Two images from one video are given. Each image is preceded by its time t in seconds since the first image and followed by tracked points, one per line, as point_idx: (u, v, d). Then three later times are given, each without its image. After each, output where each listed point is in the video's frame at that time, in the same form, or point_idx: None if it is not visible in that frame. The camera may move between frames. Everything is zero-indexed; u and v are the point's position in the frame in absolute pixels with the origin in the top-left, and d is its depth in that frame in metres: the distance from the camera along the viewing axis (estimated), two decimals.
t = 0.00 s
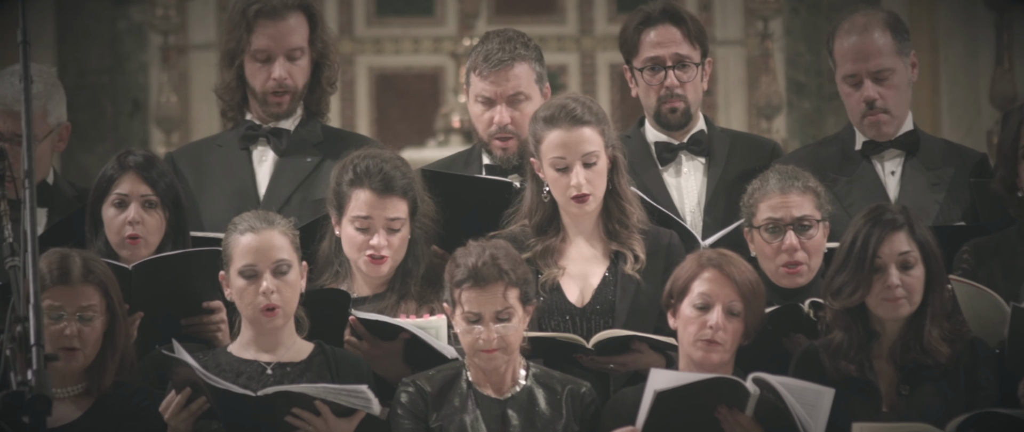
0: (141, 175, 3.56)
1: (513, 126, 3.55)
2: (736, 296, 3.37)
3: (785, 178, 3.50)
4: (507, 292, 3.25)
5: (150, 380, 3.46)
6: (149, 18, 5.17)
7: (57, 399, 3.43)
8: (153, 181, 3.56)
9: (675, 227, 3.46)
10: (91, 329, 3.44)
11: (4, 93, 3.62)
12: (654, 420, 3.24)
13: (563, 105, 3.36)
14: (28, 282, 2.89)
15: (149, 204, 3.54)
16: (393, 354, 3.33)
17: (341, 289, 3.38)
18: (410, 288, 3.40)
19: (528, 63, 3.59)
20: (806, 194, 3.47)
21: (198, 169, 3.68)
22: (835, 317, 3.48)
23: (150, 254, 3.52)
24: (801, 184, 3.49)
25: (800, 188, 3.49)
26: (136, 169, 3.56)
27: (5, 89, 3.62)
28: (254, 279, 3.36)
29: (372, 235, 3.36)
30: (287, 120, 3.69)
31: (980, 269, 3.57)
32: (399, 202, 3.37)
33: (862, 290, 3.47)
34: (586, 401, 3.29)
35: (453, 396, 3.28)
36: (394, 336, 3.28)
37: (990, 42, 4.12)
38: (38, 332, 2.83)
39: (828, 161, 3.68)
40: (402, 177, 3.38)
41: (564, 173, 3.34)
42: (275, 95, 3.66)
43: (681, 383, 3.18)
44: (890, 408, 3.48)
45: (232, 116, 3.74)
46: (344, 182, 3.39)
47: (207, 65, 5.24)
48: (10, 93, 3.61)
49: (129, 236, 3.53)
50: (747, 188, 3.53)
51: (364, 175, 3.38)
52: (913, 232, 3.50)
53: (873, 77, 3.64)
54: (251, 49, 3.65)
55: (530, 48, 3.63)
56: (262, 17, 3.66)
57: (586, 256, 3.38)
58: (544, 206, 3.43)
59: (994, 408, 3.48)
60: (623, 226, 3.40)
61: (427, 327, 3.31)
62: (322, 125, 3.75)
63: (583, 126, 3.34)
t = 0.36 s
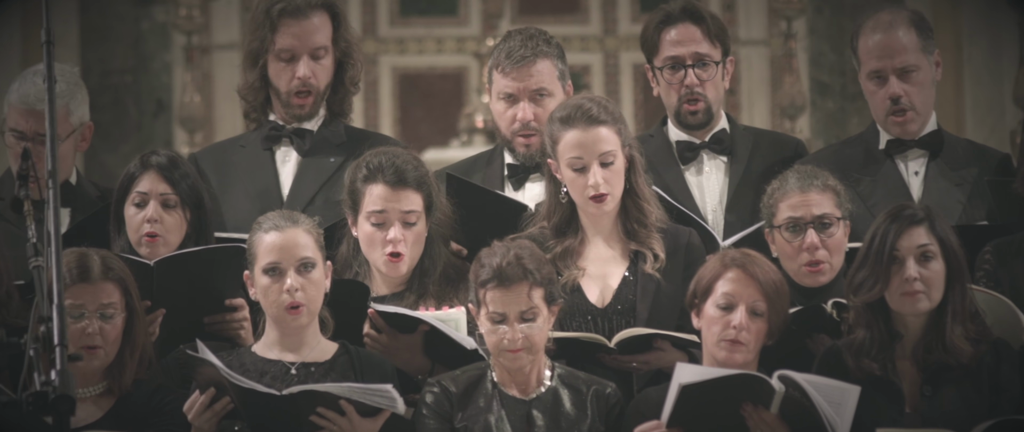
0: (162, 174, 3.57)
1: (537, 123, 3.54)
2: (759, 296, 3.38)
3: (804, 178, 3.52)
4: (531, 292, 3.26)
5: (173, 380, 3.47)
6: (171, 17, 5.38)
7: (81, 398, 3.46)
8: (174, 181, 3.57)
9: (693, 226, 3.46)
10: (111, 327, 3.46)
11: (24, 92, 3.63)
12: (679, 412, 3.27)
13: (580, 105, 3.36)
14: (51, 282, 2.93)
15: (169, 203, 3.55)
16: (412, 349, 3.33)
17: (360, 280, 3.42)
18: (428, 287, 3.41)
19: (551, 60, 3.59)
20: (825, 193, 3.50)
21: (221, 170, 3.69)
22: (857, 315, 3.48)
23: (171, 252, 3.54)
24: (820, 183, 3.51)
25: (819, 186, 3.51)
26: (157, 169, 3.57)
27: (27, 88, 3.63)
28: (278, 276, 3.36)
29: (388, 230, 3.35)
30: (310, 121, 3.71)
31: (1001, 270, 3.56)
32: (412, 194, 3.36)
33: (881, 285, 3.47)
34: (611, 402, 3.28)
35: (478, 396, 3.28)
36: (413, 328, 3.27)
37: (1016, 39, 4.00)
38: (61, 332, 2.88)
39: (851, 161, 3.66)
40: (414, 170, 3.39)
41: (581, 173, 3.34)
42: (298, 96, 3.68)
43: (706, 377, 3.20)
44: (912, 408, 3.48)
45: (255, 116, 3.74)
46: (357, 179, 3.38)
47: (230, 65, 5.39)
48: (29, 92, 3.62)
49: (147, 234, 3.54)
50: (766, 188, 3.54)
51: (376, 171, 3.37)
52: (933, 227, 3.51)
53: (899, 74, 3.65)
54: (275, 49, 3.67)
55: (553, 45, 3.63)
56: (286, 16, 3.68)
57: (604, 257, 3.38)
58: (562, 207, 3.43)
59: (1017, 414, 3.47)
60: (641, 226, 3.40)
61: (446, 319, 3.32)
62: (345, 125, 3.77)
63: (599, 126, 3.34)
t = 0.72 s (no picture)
0: (186, 173, 3.56)
1: (559, 116, 3.54)
2: (783, 294, 3.40)
3: (830, 173, 3.53)
4: (556, 290, 3.27)
5: (198, 378, 3.44)
6: (195, 15, 5.31)
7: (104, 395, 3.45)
8: (198, 181, 3.56)
9: (717, 223, 3.42)
10: (134, 317, 3.46)
11: (48, 89, 3.61)
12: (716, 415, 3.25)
13: (602, 102, 3.36)
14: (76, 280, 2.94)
15: (192, 202, 3.55)
16: (436, 347, 3.33)
17: (381, 280, 3.41)
18: (446, 282, 3.42)
19: (574, 54, 3.58)
20: (852, 188, 3.51)
21: (246, 169, 3.71)
22: (881, 313, 3.48)
23: (195, 251, 3.54)
24: (846, 178, 3.53)
25: (845, 181, 3.52)
26: (181, 168, 3.57)
27: (51, 85, 3.61)
28: (304, 268, 3.38)
29: (404, 232, 3.37)
30: (333, 118, 3.72)
31: None
32: (425, 195, 3.37)
33: (904, 282, 3.48)
34: (636, 399, 3.29)
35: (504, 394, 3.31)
36: (437, 325, 3.29)
37: None
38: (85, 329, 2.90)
39: (877, 158, 3.63)
40: (426, 171, 3.39)
41: (603, 171, 3.35)
42: (320, 94, 3.69)
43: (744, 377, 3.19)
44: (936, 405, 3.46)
45: (280, 115, 3.77)
46: (369, 183, 3.39)
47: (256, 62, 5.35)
48: (53, 88, 3.60)
49: (172, 233, 3.54)
50: (791, 186, 3.54)
51: (387, 174, 3.37)
52: (957, 225, 3.51)
53: (925, 69, 3.63)
54: (298, 48, 3.69)
55: (575, 39, 3.62)
56: (309, 16, 3.69)
57: (627, 254, 3.39)
58: (584, 206, 3.42)
59: None
60: (664, 223, 3.39)
61: (468, 316, 3.36)
62: (369, 124, 3.77)
63: (621, 123, 3.35)
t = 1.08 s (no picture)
0: (219, 172, 3.60)
1: (596, 114, 3.49)
2: (807, 282, 3.38)
3: (862, 176, 3.50)
4: (587, 291, 3.28)
5: (229, 377, 3.44)
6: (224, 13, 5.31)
7: (137, 392, 3.41)
8: (232, 180, 3.60)
9: (749, 223, 3.45)
10: (179, 315, 3.44)
11: (78, 87, 3.61)
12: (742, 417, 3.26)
13: (643, 99, 3.36)
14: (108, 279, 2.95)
15: (226, 200, 3.59)
16: (467, 349, 3.34)
17: (409, 285, 3.41)
18: (473, 289, 3.42)
19: (613, 52, 3.53)
20: (883, 191, 3.49)
21: (278, 166, 3.73)
22: (912, 315, 3.48)
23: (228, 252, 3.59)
24: (877, 181, 3.50)
25: (877, 185, 3.49)
26: (215, 167, 3.60)
27: (82, 84, 3.61)
28: (341, 275, 3.37)
29: (431, 236, 3.40)
30: (366, 118, 3.74)
31: None
32: (452, 199, 3.40)
33: (938, 290, 3.49)
34: (669, 398, 3.29)
35: (535, 393, 3.30)
36: (466, 330, 3.29)
37: None
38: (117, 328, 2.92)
39: (907, 157, 3.62)
40: (453, 175, 3.41)
41: (640, 166, 3.35)
42: (354, 95, 3.71)
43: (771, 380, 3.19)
44: (968, 404, 3.48)
45: (311, 114, 3.78)
46: (396, 186, 3.42)
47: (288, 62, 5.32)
48: (83, 88, 3.60)
49: (205, 232, 3.58)
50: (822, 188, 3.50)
51: (415, 178, 3.41)
52: (989, 232, 3.50)
53: (956, 68, 3.63)
54: (331, 48, 3.71)
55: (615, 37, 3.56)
56: (341, 16, 3.71)
57: (663, 252, 3.38)
58: (620, 203, 3.41)
59: None
60: (699, 225, 3.38)
61: (499, 320, 3.34)
62: (402, 123, 3.80)
63: (662, 121, 3.35)
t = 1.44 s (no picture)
0: (258, 171, 3.54)
1: (638, 111, 3.48)
2: (823, 278, 3.36)
3: (894, 175, 3.49)
4: (621, 282, 3.29)
5: (267, 376, 3.41)
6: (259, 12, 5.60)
7: (174, 390, 3.37)
8: (269, 178, 3.54)
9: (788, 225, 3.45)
10: (227, 313, 3.39)
11: (114, 88, 3.63)
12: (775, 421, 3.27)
13: (687, 96, 3.37)
14: (142, 279, 2.91)
15: (264, 201, 3.52)
16: (504, 349, 3.34)
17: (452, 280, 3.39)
18: (517, 288, 3.40)
19: (657, 51, 3.53)
20: (916, 190, 3.47)
21: (313, 166, 3.77)
22: (946, 315, 3.46)
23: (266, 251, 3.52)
24: (911, 179, 3.48)
25: (910, 183, 3.48)
26: (253, 166, 3.54)
27: (117, 85, 3.63)
28: (379, 271, 3.32)
29: (475, 232, 3.36)
30: (401, 116, 3.76)
31: None
32: (501, 198, 3.36)
33: (971, 290, 3.47)
34: (701, 395, 3.30)
35: (569, 393, 3.31)
36: (505, 327, 3.30)
37: None
38: (151, 328, 2.88)
39: (942, 157, 3.60)
40: (504, 174, 3.38)
41: (682, 162, 3.35)
42: (389, 94, 3.72)
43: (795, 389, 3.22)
44: (1002, 403, 3.47)
45: (347, 111, 3.81)
46: (447, 180, 3.39)
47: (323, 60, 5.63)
48: (119, 88, 3.62)
49: (243, 233, 3.52)
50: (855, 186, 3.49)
51: (466, 174, 3.37)
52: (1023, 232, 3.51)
53: (992, 68, 3.61)
54: (366, 47, 3.72)
55: (660, 35, 3.56)
56: (375, 15, 3.72)
57: (702, 250, 3.37)
58: (660, 198, 3.40)
59: None
60: (737, 224, 3.38)
61: (538, 319, 3.34)
62: (437, 121, 3.83)
63: (705, 118, 3.35)
